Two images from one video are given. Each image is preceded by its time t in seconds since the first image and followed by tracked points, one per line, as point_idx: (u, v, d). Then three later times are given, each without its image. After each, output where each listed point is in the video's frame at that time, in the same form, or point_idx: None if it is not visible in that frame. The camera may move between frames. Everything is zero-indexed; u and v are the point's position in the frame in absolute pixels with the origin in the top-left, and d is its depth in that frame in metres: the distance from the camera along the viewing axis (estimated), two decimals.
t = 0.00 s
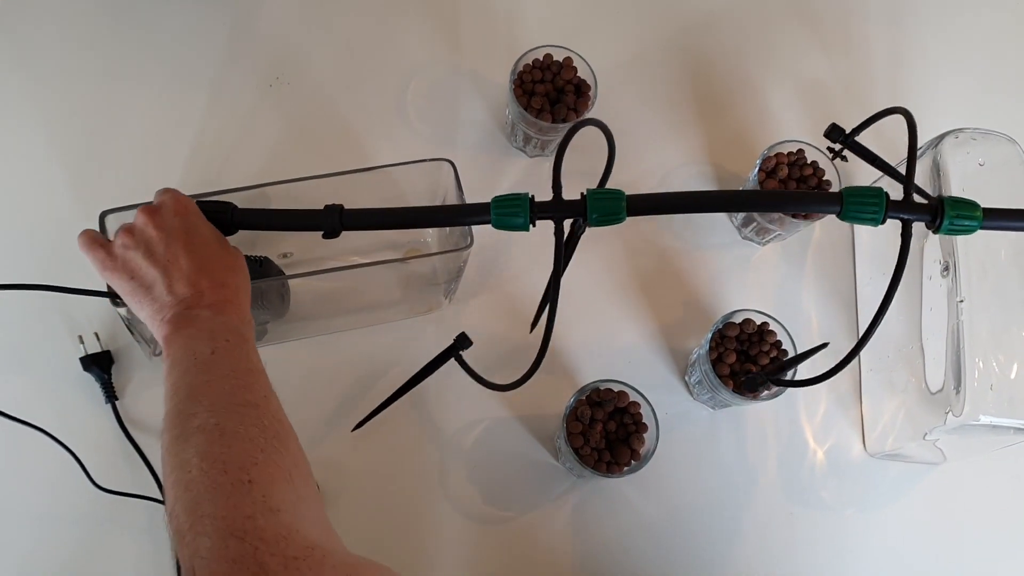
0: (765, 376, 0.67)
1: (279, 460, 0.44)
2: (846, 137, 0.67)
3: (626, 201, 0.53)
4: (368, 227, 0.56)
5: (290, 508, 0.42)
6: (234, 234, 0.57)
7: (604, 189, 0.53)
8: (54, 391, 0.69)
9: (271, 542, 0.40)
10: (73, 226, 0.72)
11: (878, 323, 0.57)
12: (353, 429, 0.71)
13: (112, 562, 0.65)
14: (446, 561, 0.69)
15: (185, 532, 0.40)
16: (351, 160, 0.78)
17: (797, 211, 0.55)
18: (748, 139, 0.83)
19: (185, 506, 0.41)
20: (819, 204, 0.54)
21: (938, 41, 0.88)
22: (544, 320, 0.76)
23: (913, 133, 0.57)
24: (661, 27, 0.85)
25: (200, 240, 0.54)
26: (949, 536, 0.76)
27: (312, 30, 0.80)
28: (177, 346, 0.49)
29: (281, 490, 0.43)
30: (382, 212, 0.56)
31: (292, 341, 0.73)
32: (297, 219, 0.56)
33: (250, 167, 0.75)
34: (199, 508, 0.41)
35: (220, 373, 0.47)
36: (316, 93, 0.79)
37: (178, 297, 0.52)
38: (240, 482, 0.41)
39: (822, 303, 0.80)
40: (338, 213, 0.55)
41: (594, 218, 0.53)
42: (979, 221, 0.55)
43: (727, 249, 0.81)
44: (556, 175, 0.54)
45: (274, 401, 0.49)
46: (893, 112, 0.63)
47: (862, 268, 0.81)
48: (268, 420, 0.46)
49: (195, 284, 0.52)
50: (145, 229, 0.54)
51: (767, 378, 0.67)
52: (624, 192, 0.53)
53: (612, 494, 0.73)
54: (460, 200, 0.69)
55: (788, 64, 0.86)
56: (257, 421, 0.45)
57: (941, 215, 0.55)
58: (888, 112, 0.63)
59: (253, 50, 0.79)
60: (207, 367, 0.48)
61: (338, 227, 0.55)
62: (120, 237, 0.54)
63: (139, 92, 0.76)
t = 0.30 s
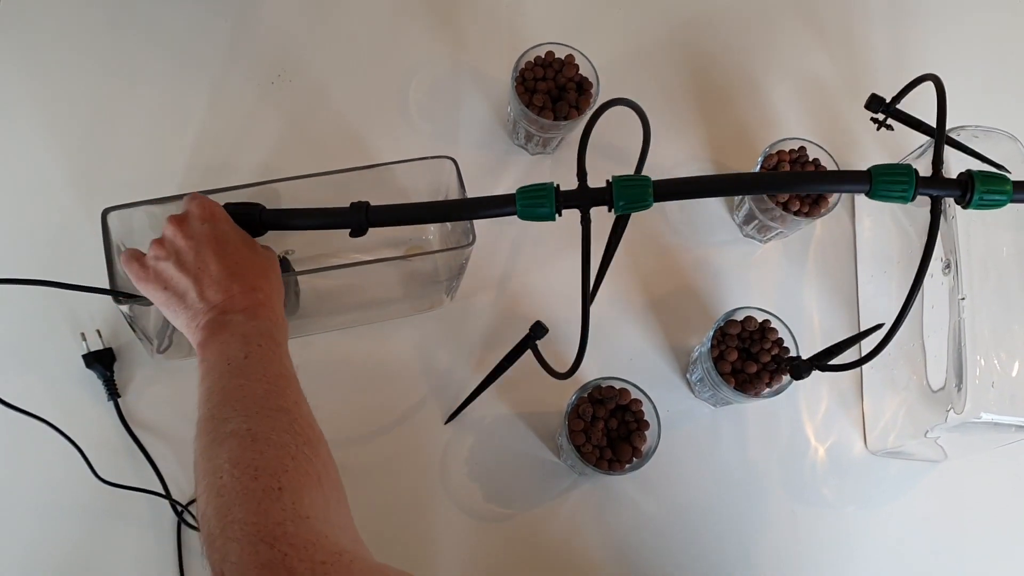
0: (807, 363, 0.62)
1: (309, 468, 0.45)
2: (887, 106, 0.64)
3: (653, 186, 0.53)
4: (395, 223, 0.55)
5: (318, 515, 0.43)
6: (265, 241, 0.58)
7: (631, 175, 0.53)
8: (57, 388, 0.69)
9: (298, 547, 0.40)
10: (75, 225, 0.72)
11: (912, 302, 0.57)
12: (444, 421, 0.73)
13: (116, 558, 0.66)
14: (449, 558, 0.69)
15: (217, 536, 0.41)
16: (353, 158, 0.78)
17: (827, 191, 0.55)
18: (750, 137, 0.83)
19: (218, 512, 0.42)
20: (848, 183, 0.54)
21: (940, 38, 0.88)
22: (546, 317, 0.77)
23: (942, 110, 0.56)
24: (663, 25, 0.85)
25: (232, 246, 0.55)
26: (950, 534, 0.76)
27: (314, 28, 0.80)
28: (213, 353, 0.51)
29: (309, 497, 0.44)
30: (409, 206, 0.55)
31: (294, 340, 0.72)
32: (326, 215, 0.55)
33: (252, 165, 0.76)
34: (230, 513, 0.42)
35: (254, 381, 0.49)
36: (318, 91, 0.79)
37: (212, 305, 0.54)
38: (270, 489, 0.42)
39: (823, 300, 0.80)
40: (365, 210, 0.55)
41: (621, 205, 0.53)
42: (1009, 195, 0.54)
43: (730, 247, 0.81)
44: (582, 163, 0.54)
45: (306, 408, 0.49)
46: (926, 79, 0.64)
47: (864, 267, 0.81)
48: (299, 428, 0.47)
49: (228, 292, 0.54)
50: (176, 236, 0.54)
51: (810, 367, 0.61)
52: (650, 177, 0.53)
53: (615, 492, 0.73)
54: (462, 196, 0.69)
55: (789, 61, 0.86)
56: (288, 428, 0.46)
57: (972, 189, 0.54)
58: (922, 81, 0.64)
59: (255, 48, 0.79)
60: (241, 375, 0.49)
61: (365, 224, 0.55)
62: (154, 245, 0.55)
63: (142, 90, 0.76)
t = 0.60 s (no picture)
0: (812, 351, 0.63)
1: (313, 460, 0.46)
2: (872, 111, 0.61)
3: (662, 171, 0.53)
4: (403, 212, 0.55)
5: (324, 503, 0.43)
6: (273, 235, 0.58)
7: (637, 162, 0.53)
8: (61, 388, 0.69)
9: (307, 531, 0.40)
10: (77, 226, 0.72)
11: (920, 291, 0.55)
12: (404, 429, 0.72)
13: (120, 558, 0.66)
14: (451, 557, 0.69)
15: (222, 521, 0.41)
16: (353, 158, 0.78)
17: (835, 173, 0.55)
18: (750, 137, 0.84)
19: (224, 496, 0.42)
20: (856, 164, 0.54)
21: (939, 37, 0.88)
22: (546, 316, 0.77)
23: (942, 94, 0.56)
24: (662, 25, 0.86)
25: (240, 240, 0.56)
26: (951, 532, 0.76)
27: (314, 29, 0.80)
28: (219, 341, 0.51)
29: (316, 486, 0.44)
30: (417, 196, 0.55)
31: (295, 340, 0.72)
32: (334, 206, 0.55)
33: (253, 166, 0.76)
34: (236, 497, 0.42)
35: (261, 369, 0.49)
36: (319, 93, 0.79)
37: (218, 294, 0.54)
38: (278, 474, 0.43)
39: (824, 299, 0.80)
40: (375, 200, 0.54)
41: (630, 191, 0.52)
42: (1019, 172, 0.54)
43: (730, 246, 0.81)
44: (589, 151, 0.54)
45: (312, 399, 0.50)
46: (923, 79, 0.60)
47: (864, 265, 0.82)
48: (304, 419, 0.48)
49: (235, 282, 0.54)
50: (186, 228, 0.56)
51: (813, 355, 0.62)
52: (658, 163, 0.53)
53: (617, 492, 0.73)
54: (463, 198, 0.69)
55: (788, 61, 0.86)
56: (295, 415, 0.47)
57: (981, 168, 0.54)
58: (917, 78, 0.60)
59: (256, 49, 0.79)
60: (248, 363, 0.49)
61: (374, 215, 0.54)
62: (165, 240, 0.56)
63: (143, 92, 0.76)
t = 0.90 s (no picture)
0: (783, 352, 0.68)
1: None
2: (843, 112, 0.67)
3: (651, 174, 0.54)
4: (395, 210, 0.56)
5: None
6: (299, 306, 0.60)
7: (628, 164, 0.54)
8: (64, 387, 0.69)
9: None
10: (80, 225, 0.72)
11: (895, 308, 0.58)
12: (387, 404, 0.73)
13: (124, 556, 0.66)
14: (453, 555, 0.70)
15: None
16: (355, 157, 0.78)
17: (825, 181, 0.54)
18: (751, 134, 0.84)
19: None
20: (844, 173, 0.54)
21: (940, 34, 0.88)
22: (548, 314, 0.77)
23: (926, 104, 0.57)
24: (663, 23, 0.86)
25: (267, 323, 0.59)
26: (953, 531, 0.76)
27: (316, 28, 0.81)
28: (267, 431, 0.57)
29: None
30: (408, 197, 0.56)
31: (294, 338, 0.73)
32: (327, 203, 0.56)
33: (255, 165, 0.76)
34: None
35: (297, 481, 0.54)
36: (320, 92, 0.79)
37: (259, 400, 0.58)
38: None
39: (825, 297, 0.80)
40: (362, 199, 0.55)
41: (619, 193, 0.53)
42: (1002, 186, 0.54)
43: (731, 243, 0.81)
44: (580, 152, 0.55)
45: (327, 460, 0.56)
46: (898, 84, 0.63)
47: (865, 262, 0.82)
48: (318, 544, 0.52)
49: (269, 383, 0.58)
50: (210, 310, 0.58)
51: (783, 355, 0.67)
52: (648, 167, 0.53)
53: (618, 489, 0.73)
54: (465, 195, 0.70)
55: (790, 58, 0.86)
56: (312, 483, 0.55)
57: (965, 181, 0.55)
58: (895, 84, 0.64)
59: (258, 48, 0.79)
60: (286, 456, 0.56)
61: (362, 213, 0.55)
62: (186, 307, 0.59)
63: (145, 92, 0.77)
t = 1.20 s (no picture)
0: (800, 386, 0.61)
1: None
2: (868, 150, 0.68)
3: (657, 191, 0.54)
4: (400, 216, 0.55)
5: None
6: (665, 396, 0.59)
7: (635, 180, 0.54)
8: (64, 392, 0.69)
9: None
10: (80, 229, 0.72)
11: (902, 336, 0.59)
12: (404, 434, 0.72)
13: (127, 560, 0.66)
14: (454, 559, 0.70)
15: None
16: (355, 160, 0.78)
17: (826, 204, 0.55)
18: (752, 137, 0.83)
19: None
20: (848, 199, 0.54)
21: (941, 35, 0.88)
22: (549, 318, 0.77)
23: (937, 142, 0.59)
24: (664, 25, 0.85)
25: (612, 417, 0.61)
26: (954, 534, 0.76)
27: (315, 31, 0.80)
28: None
29: None
30: (417, 204, 0.55)
31: (294, 343, 0.72)
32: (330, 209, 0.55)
33: (256, 169, 0.76)
34: None
35: None
36: (320, 94, 0.79)
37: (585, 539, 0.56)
38: None
39: (826, 300, 0.80)
40: (369, 203, 0.54)
41: (624, 209, 0.53)
42: (1007, 219, 0.54)
43: (732, 246, 0.81)
44: (586, 168, 0.56)
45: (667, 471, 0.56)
46: (916, 119, 0.65)
47: (867, 265, 0.81)
48: None
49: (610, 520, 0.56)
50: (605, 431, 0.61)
51: (800, 391, 0.60)
52: (654, 183, 0.53)
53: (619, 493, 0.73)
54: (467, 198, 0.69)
55: (790, 60, 0.86)
56: (651, 494, 0.56)
57: (970, 211, 0.55)
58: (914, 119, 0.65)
59: (258, 51, 0.79)
60: (602, 560, 0.53)
61: (369, 216, 0.54)
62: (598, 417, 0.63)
63: (144, 95, 0.76)
